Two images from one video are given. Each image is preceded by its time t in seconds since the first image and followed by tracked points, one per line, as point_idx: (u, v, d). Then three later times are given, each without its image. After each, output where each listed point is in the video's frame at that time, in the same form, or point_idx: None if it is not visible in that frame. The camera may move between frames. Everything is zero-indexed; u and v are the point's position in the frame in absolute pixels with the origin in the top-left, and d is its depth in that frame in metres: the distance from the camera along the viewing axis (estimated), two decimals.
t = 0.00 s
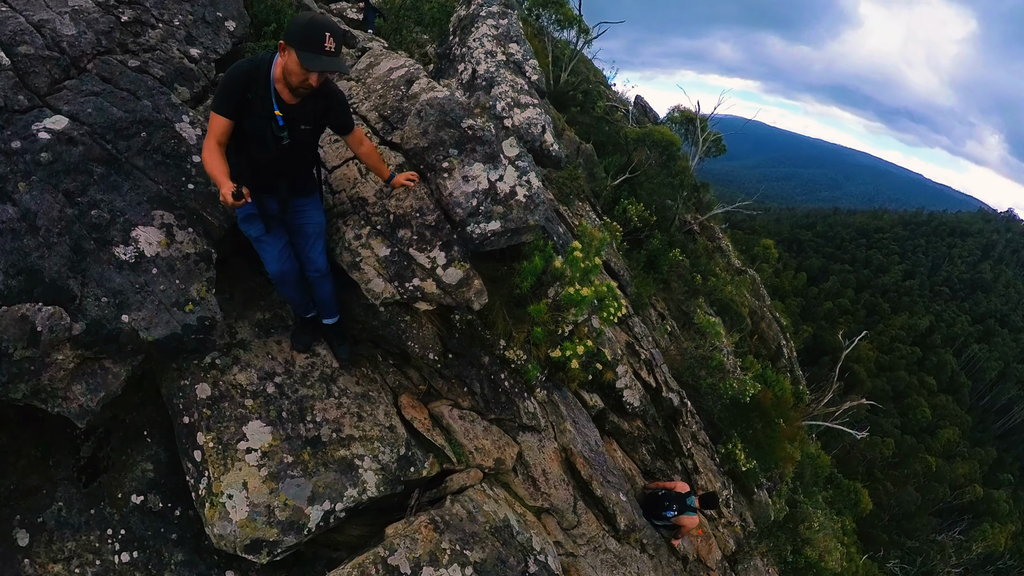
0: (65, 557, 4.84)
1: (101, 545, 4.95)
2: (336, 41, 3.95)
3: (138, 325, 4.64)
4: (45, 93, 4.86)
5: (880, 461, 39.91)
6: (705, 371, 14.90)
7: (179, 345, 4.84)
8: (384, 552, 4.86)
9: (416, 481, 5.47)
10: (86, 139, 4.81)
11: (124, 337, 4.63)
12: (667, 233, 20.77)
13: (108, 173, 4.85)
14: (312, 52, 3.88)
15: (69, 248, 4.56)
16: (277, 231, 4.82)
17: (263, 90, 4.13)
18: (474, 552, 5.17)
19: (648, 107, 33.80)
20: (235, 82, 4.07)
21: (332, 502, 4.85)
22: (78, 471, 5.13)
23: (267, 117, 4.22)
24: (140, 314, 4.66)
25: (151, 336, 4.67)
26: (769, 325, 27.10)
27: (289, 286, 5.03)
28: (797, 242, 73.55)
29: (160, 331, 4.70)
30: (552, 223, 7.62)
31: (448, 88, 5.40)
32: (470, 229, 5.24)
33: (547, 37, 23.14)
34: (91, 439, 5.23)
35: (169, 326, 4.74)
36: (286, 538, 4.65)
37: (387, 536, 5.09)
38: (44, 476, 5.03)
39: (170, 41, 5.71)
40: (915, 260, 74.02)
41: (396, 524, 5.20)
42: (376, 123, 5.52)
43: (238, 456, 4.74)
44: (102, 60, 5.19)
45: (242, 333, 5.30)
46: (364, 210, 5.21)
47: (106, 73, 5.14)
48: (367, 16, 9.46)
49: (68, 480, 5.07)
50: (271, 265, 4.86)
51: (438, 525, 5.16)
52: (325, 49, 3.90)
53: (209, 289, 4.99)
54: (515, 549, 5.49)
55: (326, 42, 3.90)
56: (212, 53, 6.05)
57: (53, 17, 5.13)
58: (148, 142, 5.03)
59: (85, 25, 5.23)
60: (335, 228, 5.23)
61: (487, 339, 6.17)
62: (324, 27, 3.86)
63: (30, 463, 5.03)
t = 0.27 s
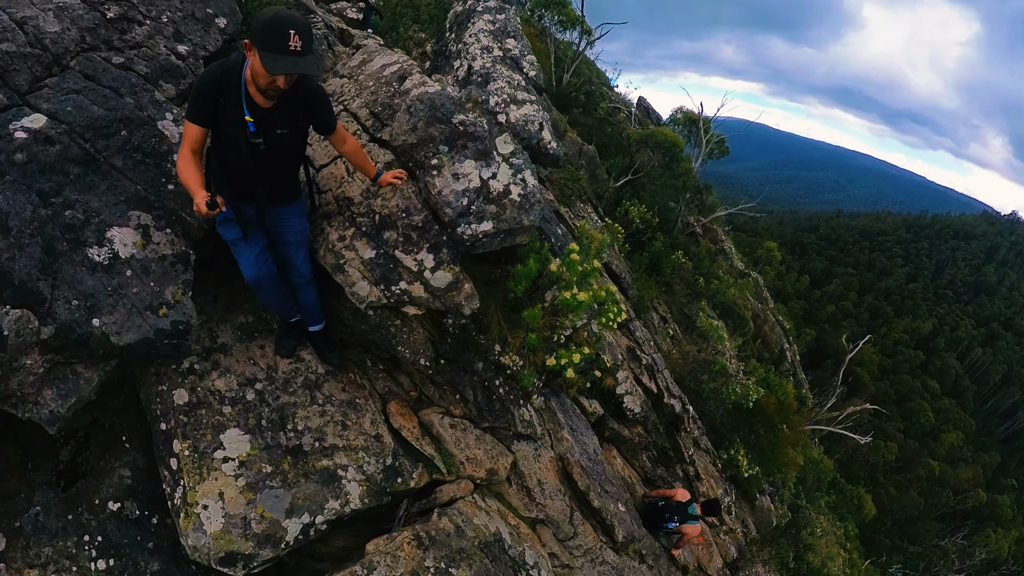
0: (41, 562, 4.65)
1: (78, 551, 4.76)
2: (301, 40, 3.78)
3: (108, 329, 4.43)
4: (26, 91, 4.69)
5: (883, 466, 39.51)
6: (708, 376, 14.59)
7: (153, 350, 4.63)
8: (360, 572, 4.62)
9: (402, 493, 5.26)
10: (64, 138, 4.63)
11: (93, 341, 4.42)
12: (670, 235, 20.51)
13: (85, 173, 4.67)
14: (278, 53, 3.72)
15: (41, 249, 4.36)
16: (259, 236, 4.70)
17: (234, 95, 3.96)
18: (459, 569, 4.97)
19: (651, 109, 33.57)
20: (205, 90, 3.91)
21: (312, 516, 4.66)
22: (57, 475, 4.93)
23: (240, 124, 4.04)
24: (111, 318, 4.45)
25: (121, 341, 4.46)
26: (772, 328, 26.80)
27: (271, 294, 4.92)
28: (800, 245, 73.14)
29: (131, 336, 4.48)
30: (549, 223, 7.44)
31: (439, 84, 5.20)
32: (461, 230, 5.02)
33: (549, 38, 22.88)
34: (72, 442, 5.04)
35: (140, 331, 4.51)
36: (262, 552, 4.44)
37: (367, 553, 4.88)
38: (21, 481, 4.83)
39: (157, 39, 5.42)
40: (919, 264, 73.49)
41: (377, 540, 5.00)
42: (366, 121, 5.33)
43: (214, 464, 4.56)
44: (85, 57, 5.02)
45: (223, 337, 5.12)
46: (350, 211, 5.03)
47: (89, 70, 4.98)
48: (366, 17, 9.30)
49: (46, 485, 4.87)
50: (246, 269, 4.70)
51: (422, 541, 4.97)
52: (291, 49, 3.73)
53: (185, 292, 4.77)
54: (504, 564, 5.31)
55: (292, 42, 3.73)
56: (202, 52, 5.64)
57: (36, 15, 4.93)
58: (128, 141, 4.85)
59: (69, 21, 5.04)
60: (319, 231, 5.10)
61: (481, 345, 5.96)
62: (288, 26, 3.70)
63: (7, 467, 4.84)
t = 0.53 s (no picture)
0: (24, 570, 4.49)
1: (60, 559, 4.60)
2: (271, 45, 3.64)
3: (84, 339, 4.28)
4: (8, 95, 4.45)
5: (886, 470, 39.15)
6: (711, 381, 14.33)
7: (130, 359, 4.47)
8: None
9: (391, 505, 5.10)
10: (45, 142, 4.42)
11: (70, 350, 4.27)
12: (672, 238, 20.26)
13: (66, 178, 4.47)
14: (251, 61, 3.60)
15: (17, 256, 4.17)
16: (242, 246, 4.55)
17: (212, 104, 3.80)
18: None
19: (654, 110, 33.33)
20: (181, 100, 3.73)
21: (295, 530, 4.53)
22: (41, 482, 4.74)
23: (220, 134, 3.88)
24: (88, 326, 4.30)
25: (98, 351, 4.31)
26: (774, 331, 26.56)
27: (258, 304, 4.77)
28: (802, 247, 72.71)
29: (108, 345, 4.34)
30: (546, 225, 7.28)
31: (432, 82, 5.02)
32: (451, 234, 4.85)
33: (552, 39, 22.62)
34: (56, 449, 4.83)
35: (118, 340, 4.37)
36: (242, 566, 4.30)
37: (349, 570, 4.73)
38: (4, 487, 4.63)
39: (146, 39, 5.18)
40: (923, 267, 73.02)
41: (361, 556, 4.80)
42: (357, 121, 5.17)
43: (195, 475, 4.39)
44: (71, 58, 4.79)
45: (207, 344, 4.96)
46: (336, 214, 4.86)
47: (73, 71, 4.75)
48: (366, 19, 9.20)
49: (29, 491, 4.68)
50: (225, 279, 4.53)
51: (407, 559, 4.83)
52: (260, 56, 3.60)
53: (165, 299, 4.62)
54: None
55: (263, 48, 3.60)
56: (193, 52, 5.41)
57: (21, 16, 4.73)
58: (111, 144, 4.66)
59: (55, 22, 4.82)
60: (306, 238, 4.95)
61: (477, 352, 5.79)
62: (255, 32, 3.57)
63: None
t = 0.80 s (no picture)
0: (9, 568, 4.36)
1: (46, 557, 4.46)
2: (260, 44, 3.52)
3: (68, 337, 4.18)
4: None
5: (889, 474, 38.82)
6: (712, 384, 14.18)
7: (114, 359, 4.35)
8: None
9: (382, 510, 5.01)
10: (35, 141, 4.31)
11: (53, 348, 4.21)
12: (675, 240, 20.10)
13: (54, 177, 4.35)
14: (241, 60, 3.48)
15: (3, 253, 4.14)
16: (231, 249, 4.43)
17: (201, 106, 3.69)
18: None
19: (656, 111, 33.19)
20: (169, 103, 3.63)
21: (279, 536, 4.40)
22: (29, 480, 4.62)
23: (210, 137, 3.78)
24: (72, 324, 4.20)
25: (80, 349, 4.20)
26: (777, 334, 26.34)
27: (246, 306, 4.65)
28: (805, 250, 72.39)
29: (92, 344, 4.22)
30: (545, 225, 7.16)
31: (426, 79, 4.92)
32: (444, 234, 4.73)
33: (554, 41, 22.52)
34: (44, 447, 4.72)
35: (101, 338, 4.25)
36: (224, 571, 4.18)
37: None
38: None
39: (141, 37, 5.01)
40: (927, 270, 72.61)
41: (346, 563, 4.66)
42: (351, 119, 5.06)
43: (179, 477, 4.27)
44: (64, 57, 4.65)
45: (196, 344, 4.84)
46: (327, 214, 4.74)
47: (66, 69, 4.62)
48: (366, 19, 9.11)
49: (16, 489, 4.56)
50: (209, 281, 4.40)
51: (394, 565, 4.65)
52: (250, 55, 3.48)
53: (152, 298, 4.50)
54: None
55: (253, 47, 3.49)
56: (189, 49, 5.24)
57: (15, 14, 4.57)
58: (102, 142, 4.54)
59: (48, 20, 4.66)
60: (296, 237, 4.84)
61: (472, 356, 5.64)
62: (245, 31, 3.45)
63: None
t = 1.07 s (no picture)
0: None
1: (37, 551, 4.40)
2: (261, 45, 3.47)
3: (61, 329, 4.11)
4: None
5: (892, 478, 38.55)
6: (713, 387, 14.09)
7: (106, 352, 4.28)
8: None
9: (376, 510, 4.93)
10: (34, 135, 4.28)
11: (46, 340, 4.11)
12: (677, 242, 20.00)
13: (52, 171, 4.30)
14: (240, 60, 3.42)
15: None
16: (222, 250, 4.36)
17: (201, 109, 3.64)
18: None
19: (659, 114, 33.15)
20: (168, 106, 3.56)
21: (269, 535, 4.32)
22: (21, 473, 4.53)
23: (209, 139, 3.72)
24: (65, 316, 4.13)
25: (73, 341, 4.13)
26: (780, 337, 26.17)
27: (235, 305, 4.58)
28: (808, 253, 72.15)
29: (85, 335, 4.17)
30: (544, 223, 7.10)
31: (425, 75, 4.86)
32: (440, 230, 4.65)
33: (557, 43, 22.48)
34: (38, 440, 4.63)
35: (94, 330, 4.18)
36: (212, 568, 4.11)
37: None
38: None
39: (142, 35, 4.95)
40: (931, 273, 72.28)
41: (336, 564, 4.58)
42: (349, 116, 5.00)
43: (170, 472, 4.22)
44: (65, 53, 4.59)
45: (190, 340, 4.77)
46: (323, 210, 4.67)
47: (66, 65, 4.54)
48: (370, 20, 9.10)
49: (7, 482, 4.48)
50: (195, 282, 4.31)
51: (384, 567, 4.58)
52: (250, 54, 3.43)
53: (145, 292, 4.43)
54: None
55: (253, 47, 3.44)
56: (190, 47, 5.20)
57: (17, 10, 4.49)
58: (100, 137, 4.48)
59: (49, 17, 4.59)
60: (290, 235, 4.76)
61: (470, 355, 5.58)
62: (244, 30, 3.40)
63: None
